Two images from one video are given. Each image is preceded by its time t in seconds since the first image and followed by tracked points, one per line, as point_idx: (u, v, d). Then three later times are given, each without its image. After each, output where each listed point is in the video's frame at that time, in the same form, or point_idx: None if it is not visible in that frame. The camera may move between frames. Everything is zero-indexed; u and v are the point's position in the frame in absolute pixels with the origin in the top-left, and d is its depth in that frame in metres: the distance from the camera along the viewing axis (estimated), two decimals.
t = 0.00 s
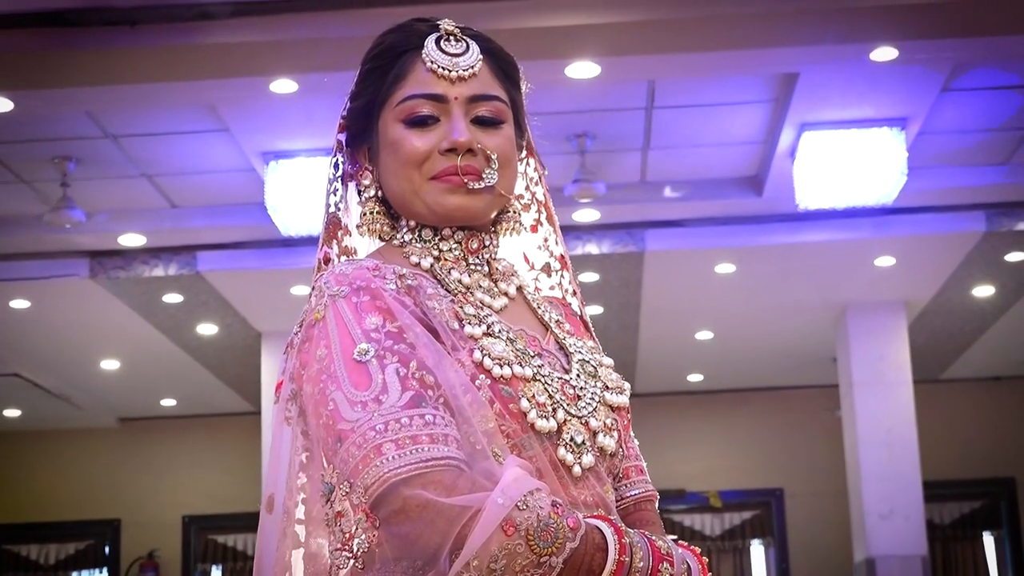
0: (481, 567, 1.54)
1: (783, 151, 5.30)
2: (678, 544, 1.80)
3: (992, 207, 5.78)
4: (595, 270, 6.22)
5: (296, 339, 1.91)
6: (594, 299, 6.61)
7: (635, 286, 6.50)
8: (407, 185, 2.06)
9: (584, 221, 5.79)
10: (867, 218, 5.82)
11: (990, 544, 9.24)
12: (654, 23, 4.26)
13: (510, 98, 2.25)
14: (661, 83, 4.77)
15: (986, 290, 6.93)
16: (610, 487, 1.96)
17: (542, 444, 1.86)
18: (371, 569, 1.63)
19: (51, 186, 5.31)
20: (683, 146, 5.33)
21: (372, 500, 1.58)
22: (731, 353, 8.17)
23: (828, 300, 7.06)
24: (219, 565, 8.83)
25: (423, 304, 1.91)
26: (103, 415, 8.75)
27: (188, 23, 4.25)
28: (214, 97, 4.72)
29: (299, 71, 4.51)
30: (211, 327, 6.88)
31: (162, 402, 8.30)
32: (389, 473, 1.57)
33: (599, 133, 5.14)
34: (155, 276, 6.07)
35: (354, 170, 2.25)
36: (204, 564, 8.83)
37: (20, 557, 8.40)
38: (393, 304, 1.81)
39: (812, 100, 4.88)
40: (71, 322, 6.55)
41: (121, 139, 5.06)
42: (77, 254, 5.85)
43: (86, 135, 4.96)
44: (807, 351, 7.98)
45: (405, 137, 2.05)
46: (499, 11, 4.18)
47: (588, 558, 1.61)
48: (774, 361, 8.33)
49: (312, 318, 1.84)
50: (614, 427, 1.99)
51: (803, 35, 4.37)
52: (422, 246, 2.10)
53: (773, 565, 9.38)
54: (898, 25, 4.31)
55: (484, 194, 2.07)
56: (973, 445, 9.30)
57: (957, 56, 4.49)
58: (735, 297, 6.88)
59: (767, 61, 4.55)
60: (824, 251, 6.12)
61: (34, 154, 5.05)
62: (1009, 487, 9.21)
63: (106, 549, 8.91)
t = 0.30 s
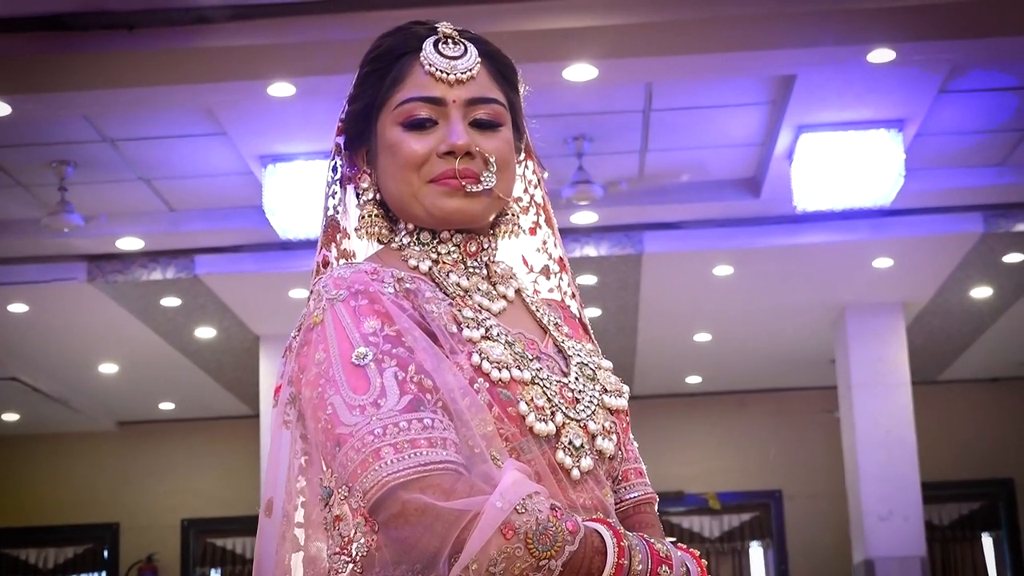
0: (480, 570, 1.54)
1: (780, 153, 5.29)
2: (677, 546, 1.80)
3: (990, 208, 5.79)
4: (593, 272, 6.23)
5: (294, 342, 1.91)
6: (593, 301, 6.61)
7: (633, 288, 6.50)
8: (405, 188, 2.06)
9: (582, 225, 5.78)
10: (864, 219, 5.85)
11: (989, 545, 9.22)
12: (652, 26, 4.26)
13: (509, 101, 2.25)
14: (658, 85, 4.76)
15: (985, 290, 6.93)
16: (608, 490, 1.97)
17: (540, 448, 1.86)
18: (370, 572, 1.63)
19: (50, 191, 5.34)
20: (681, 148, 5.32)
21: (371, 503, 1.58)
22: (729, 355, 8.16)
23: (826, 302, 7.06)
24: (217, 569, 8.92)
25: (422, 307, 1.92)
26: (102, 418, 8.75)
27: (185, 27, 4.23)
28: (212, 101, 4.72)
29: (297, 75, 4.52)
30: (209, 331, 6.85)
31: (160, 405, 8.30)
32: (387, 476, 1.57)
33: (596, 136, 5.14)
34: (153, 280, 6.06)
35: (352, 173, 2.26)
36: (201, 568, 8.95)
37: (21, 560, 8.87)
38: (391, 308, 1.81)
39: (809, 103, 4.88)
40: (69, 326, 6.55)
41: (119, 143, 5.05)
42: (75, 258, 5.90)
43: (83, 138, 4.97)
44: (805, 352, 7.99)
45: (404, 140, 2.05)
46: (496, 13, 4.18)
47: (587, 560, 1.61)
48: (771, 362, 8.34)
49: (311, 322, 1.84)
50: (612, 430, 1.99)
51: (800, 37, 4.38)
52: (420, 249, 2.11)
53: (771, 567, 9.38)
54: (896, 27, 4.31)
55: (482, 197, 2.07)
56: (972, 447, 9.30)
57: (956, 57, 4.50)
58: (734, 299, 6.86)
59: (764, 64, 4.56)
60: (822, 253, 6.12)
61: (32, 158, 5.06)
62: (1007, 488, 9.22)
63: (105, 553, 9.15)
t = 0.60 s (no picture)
0: (480, 571, 1.56)
1: (778, 152, 5.28)
2: (677, 547, 1.82)
3: (988, 207, 5.79)
4: (591, 272, 6.22)
5: (294, 343, 1.91)
6: (591, 302, 6.60)
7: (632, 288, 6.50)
8: (404, 188, 2.06)
9: (580, 225, 5.78)
10: (861, 219, 5.82)
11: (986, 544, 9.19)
12: (650, 25, 4.26)
13: (508, 101, 2.25)
14: (656, 85, 4.75)
15: (983, 290, 6.94)
16: (608, 490, 1.97)
17: (540, 448, 1.86)
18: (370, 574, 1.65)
19: (46, 193, 5.33)
20: (679, 147, 5.32)
21: (372, 505, 1.59)
22: (729, 355, 8.15)
23: (824, 301, 7.06)
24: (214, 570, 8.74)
25: (421, 308, 1.92)
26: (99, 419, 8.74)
27: (183, 28, 4.23)
28: (209, 102, 4.71)
29: (296, 76, 4.52)
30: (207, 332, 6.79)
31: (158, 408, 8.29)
32: (387, 478, 1.58)
33: (594, 136, 5.13)
34: (151, 281, 6.07)
35: (351, 174, 2.26)
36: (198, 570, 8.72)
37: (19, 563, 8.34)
38: (391, 308, 1.81)
39: (807, 102, 4.88)
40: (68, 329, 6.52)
41: (116, 145, 5.04)
42: (72, 259, 5.89)
43: (80, 140, 4.96)
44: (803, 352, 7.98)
45: (403, 140, 2.05)
46: (495, 14, 4.19)
47: (586, 561, 1.62)
48: (770, 363, 8.33)
49: (310, 322, 1.84)
50: (612, 431, 2.00)
51: (798, 37, 4.39)
52: (420, 249, 2.11)
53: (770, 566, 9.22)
54: (895, 27, 4.32)
55: (481, 197, 2.07)
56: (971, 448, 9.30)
57: (954, 56, 4.51)
58: (732, 299, 6.86)
59: (762, 63, 4.56)
60: (819, 253, 6.12)
61: (29, 160, 5.04)
62: (1006, 487, 9.22)
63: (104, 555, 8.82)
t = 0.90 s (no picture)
0: (481, 572, 1.54)
1: (778, 152, 5.28)
2: (679, 548, 1.81)
3: (987, 207, 5.79)
4: (591, 272, 6.21)
5: (295, 344, 1.91)
6: (591, 301, 6.60)
7: (632, 288, 6.50)
8: (406, 188, 2.06)
9: (580, 226, 5.77)
10: (861, 218, 5.83)
11: (988, 544, 9.25)
12: (650, 26, 4.27)
13: (509, 100, 2.25)
14: (655, 86, 4.76)
15: (983, 289, 6.94)
16: (609, 491, 1.97)
17: (541, 449, 1.86)
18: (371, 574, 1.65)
19: (46, 195, 5.33)
20: (678, 148, 5.32)
21: (373, 506, 1.58)
22: (729, 355, 8.15)
23: (824, 301, 7.06)
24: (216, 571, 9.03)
25: (422, 308, 1.92)
26: (99, 421, 8.74)
27: (182, 29, 4.23)
28: (209, 104, 4.71)
29: (296, 76, 4.52)
30: (207, 333, 6.80)
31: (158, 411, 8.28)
32: (388, 479, 1.57)
33: (593, 137, 5.13)
34: (151, 282, 6.04)
35: (352, 173, 2.26)
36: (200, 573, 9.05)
37: (21, 565, 8.99)
38: (391, 309, 1.81)
39: (807, 102, 4.88)
40: (68, 329, 6.52)
41: (116, 146, 5.03)
42: (72, 261, 5.88)
43: (81, 142, 4.96)
44: (803, 352, 7.98)
45: (404, 140, 2.05)
46: (494, 15, 4.18)
47: (588, 561, 1.61)
48: (770, 362, 8.33)
49: (310, 323, 1.84)
50: (613, 431, 1.99)
51: (798, 38, 4.39)
52: (420, 249, 2.11)
53: (770, 567, 9.39)
54: (895, 27, 4.33)
55: (482, 197, 2.07)
56: (972, 448, 9.29)
57: (953, 56, 4.51)
58: (733, 299, 6.85)
59: (761, 64, 4.56)
60: (820, 253, 6.12)
61: (29, 162, 5.04)
62: (1005, 486, 9.22)
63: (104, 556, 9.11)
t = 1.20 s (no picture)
0: (483, 573, 1.53)
1: (778, 153, 5.27)
2: (681, 547, 1.80)
3: (986, 206, 5.79)
4: (592, 273, 6.20)
5: (295, 345, 1.91)
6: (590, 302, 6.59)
7: (632, 289, 6.49)
8: (405, 188, 2.06)
9: (580, 226, 5.76)
10: (861, 218, 5.86)
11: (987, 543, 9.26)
12: (648, 27, 4.28)
13: (509, 100, 2.25)
14: (654, 87, 4.76)
15: (983, 289, 6.93)
16: (610, 492, 1.97)
17: (543, 450, 1.86)
18: None
19: (46, 199, 5.33)
20: (679, 149, 5.33)
21: (374, 507, 1.58)
22: (730, 357, 8.14)
23: (823, 301, 7.07)
24: None
25: (422, 309, 1.92)
26: (99, 424, 8.73)
27: (180, 32, 4.25)
28: (208, 106, 4.70)
29: (294, 78, 4.52)
30: (208, 337, 6.79)
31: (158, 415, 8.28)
32: (390, 480, 1.57)
33: (592, 138, 5.15)
34: (151, 286, 6.01)
35: (352, 173, 2.26)
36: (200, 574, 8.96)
37: (20, 568, 9.30)
38: (391, 309, 1.80)
39: (807, 102, 4.87)
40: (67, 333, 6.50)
41: (116, 149, 5.03)
42: (73, 264, 5.87)
43: (81, 146, 4.96)
44: (804, 352, 7.97)
45: (403, 141, 2.05)
46: (492, 16, 4.20)
47: (590, 563, 1.61)
48: (771, 364, 8.33)
49: (311, 323, 1.84)
50: (613, 431, 1.99)
51: (797, 37, 4.39)
52: (420, 250, 2.11)
53: (773, 568, 9.36)
54: (894, 25, 4.33)
55: (482, 197, 2.07)
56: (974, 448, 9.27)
57: (952, 56, 4.52)
58: (733, 300, 6.85)
59: (761, 64, 4.56)
60: (819, 252, 6.09)
61: (29, 166, 5.04)
62: (1006, 486, 9.21)
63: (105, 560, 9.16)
